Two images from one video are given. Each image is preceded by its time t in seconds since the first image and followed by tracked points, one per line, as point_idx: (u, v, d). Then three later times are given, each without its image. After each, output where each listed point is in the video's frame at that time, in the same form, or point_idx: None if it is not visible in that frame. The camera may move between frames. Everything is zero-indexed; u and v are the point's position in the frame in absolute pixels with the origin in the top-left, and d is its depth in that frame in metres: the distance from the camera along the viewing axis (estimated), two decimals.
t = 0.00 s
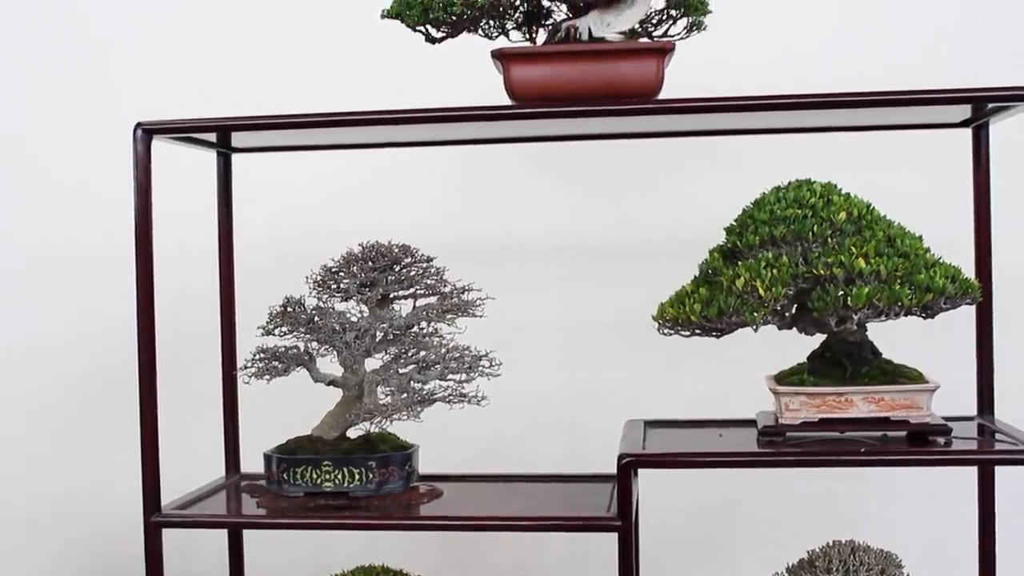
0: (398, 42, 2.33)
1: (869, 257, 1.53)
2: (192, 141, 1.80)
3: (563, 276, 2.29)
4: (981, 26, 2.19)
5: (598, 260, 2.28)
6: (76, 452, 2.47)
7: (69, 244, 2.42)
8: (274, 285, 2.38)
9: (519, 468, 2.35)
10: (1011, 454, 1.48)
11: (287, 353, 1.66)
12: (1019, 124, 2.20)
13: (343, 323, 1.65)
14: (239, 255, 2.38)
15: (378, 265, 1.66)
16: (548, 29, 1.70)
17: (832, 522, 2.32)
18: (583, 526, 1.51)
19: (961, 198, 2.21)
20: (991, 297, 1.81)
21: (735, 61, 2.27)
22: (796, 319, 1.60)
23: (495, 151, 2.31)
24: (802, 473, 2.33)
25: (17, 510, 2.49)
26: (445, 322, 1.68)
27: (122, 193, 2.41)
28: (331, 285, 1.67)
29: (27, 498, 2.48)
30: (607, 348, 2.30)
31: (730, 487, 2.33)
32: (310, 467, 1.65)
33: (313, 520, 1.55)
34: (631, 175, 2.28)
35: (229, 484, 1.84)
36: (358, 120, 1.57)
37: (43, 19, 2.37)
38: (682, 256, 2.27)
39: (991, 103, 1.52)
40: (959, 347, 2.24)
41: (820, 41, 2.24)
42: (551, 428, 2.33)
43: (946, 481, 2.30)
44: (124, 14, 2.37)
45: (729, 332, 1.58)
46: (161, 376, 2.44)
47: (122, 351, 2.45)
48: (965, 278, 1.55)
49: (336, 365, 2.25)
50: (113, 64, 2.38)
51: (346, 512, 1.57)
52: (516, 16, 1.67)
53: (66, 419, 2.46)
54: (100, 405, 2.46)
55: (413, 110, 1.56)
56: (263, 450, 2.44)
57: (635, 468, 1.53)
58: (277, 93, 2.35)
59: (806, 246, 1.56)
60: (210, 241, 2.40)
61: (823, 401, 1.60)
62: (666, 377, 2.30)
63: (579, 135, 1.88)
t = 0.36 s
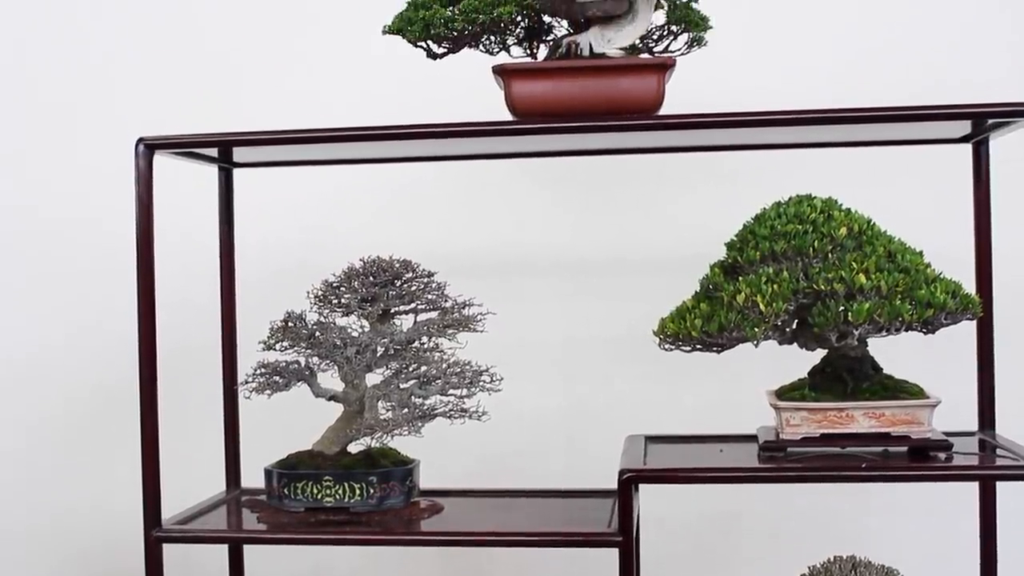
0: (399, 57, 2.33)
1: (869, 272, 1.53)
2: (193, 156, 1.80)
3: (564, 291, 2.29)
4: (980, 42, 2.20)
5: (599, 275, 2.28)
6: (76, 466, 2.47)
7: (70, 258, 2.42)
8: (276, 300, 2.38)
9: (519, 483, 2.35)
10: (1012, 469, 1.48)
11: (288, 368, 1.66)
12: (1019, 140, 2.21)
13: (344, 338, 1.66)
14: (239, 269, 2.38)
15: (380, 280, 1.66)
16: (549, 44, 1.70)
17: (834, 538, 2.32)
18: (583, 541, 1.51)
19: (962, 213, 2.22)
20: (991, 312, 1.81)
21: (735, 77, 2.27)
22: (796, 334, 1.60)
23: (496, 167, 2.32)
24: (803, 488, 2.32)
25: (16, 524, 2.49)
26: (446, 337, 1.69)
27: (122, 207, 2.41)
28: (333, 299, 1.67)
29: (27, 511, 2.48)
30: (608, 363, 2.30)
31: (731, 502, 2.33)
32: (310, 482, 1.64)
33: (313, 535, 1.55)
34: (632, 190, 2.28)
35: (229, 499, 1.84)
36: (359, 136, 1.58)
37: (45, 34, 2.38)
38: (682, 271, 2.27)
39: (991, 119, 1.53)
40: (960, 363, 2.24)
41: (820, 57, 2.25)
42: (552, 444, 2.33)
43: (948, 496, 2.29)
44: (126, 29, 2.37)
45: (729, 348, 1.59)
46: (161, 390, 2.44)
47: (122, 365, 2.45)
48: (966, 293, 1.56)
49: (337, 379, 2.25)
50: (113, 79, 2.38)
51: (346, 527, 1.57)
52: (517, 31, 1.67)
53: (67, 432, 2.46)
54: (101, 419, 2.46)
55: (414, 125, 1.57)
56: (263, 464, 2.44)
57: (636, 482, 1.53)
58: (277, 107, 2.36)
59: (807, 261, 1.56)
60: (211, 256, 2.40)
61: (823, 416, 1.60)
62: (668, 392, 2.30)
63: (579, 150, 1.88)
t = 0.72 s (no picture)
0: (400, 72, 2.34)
1: (870, 287, 1.53)
2: (195, 171, 1.80)
3: (564, 305, 2.29)
4: (980, 59, 2.21)
5: (599, 290, 2.28)
6: (76, 480, 2.47)
7: (71, 272, 2.42)
8: (277, 316, 2.38)
9: (520, 498, 2.35)
10: (1014, 485, 1.48)
11: (288, 383, 1.66)
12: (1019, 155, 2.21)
13: (345, 353, 1.66)
14: (240, 284, 2.39)
15: (381, 295, 1.66)
16: (550, 60, 1.70)
17: (835, 553, 2.31)
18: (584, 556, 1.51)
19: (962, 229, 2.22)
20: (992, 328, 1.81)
21: (736, 93, 2.27)
22: (798, 348, 1.60)
23: (497, 182, 2.32)
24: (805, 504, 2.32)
25: (16, 538, 2.49)
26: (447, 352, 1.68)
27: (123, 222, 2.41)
28: (333, 314, 1.67)
29: (27, 525, 2.48)
30: (608, 377, 2.30)
31: (731, 518, 2.33)
32: (310, 497, 1.64)
33: (314, 550, 1.54)
34: (632, 205, 2.28)
35: (229, 514, 1.84)
36: (361, 151, 1.58)
37: (47, 49, 2.39)
38: (683, 286, 2.27)
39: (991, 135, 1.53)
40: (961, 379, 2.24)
41: (820, 72, 2.25)
42: (552, 458, 2.33)
43: (950, 512, 2.29)
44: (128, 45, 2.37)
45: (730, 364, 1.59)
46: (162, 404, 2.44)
47: (123, 379, 2.45)
48: (966, 309, 1.56)
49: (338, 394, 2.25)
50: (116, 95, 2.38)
51: (347, 542, 1.57)
52: (518, 47, 1.67)
53: (67, 447, 2.46)
54: (101, 433, 2.46)
55: (415, 141, 1.57)
56: (263, 478, 2.44)
57: (636, 498, 1.53)
58: (279, 122, 2.36)
59: (807, 277, 1.56)
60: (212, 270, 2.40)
61: (824, 431, 1.60)
62: (669, 406, 2.30)
63: (580, 166, 1.89)
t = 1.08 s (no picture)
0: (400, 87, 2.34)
1: (871, 302, 1.54)
2: (196, 186, 1.81)
3: (564, 320, 2.29)
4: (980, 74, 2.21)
5: (599, 304, 2.28)
6: (77, 495, 2.47)
7: (72, 287, 2.42)
8: (277, 331, 2.38)
9: (521, 513, 2.34)
10: (1014, 501, 1.47)
11: (289, 398, 1.66)
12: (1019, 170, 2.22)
13: (346, 367, 1.66)
14: (241, 298, 2.39)
15: (381, 309, 1.67)
16: (550, 75, 1.71)
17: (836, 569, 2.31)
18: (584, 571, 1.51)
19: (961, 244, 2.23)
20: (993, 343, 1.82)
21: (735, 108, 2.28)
22: (799, 363, 1.59)
23: (497, 197, 2.33)
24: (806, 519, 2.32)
25: (17, 553, 2.49)
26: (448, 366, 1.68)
27: (124, 236, 2.41)
28: (335, 328, 1.67)
29: (27, 540, 2.48)
30: (609, 393, 2.30)
31: (732, 533, 2.32)
32: (311, 512, 1.64)
33: (314, 566, 1.54)
34: (632, 220, 2.29)
35: (229, 529, 1.83)
36: (362, 166, 1.58)
37: (48, 64, 2.39)
38: (683, 301, 2.28)
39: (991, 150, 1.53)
40: (961, 394, 2.24)
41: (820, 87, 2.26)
42: (553, 474, 2.32)
43: (951, 527, 2.29)
44: (129, 60, 2.38)
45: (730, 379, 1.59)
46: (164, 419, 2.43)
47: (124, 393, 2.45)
48: (967, 324, 1.56)
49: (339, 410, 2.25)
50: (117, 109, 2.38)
51: (347, 558, 1.57)
52: (519, 62, 1.68)
53: (68, 461, 2.46)
54: (102, 447, 2.46)
55: (416, 156, 1.57)
56: (264, 493, 2.44)
57: (637, 513, 1.52)
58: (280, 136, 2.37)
59: (808, 291, 1.56)
60: (212, 284, 2.40)
61: (824, 446, 1.60)
62: (670, 423, 2.31)
63: (580, 181, 1.89)
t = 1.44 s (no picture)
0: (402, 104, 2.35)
1: (871, 320, 1.54)
2: (197, 204, 1.81)
3: (564, 337, 2.29)
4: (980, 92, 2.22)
5: (599, 321, 2.28)
6: (78, 511, 2.46)
7: (73, 303, 2.42)
8: (278, 347, 2.38)
9: (521, 530, 2.34)
10: (1015, 518, 1.47)
11: (290, 415, 1.66)
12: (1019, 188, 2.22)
13: (347, 385, 1.66)
14: (242, 315, 2.39)
15: (382, 326, 1.67)
16: (552, 93, 1.70)
17: None
18: None
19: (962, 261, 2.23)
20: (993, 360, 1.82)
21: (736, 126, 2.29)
22: (800, 382, 1.59)
23: (498, 215, 2.33)
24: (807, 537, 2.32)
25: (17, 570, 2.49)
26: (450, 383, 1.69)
27: (125, 253, 2.41)
28: (336, 346, 1.68)
29: (28, 556, 2.48)
30: (609, 410, 2.29)
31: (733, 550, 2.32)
32: (312, 529, 1.64)
33: None
34: (633, 238, 2.28)
35: (229, 545, 1.83)
36: (364, 185, 1.59)
37: (50, 83, 2.39)
38: (684, 318, 2.28)
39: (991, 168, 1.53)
40: (962, 411, 2.24)
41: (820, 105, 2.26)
42: (554, 492, 2.32)
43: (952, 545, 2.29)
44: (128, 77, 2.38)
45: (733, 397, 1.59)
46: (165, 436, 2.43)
47: (124, 410, 2.45)
48: (968, 342, 1.57)
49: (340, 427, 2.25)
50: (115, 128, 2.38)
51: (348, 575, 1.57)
52: (521, 80, 1.68)
53: (69, 478, 2.46)
54: (103, 463, 2.46)
55: (418, 174, 1.58)
56: (264, 510, 2.43)
57: (639, 531, 1.52)
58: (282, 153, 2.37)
59: (808, 309, 1.57)
60: (213, 300, 2.41)
61: (825, 464, 1.60)
62: (671, 441, 2.31)
63: (581, 199, 1.90)
